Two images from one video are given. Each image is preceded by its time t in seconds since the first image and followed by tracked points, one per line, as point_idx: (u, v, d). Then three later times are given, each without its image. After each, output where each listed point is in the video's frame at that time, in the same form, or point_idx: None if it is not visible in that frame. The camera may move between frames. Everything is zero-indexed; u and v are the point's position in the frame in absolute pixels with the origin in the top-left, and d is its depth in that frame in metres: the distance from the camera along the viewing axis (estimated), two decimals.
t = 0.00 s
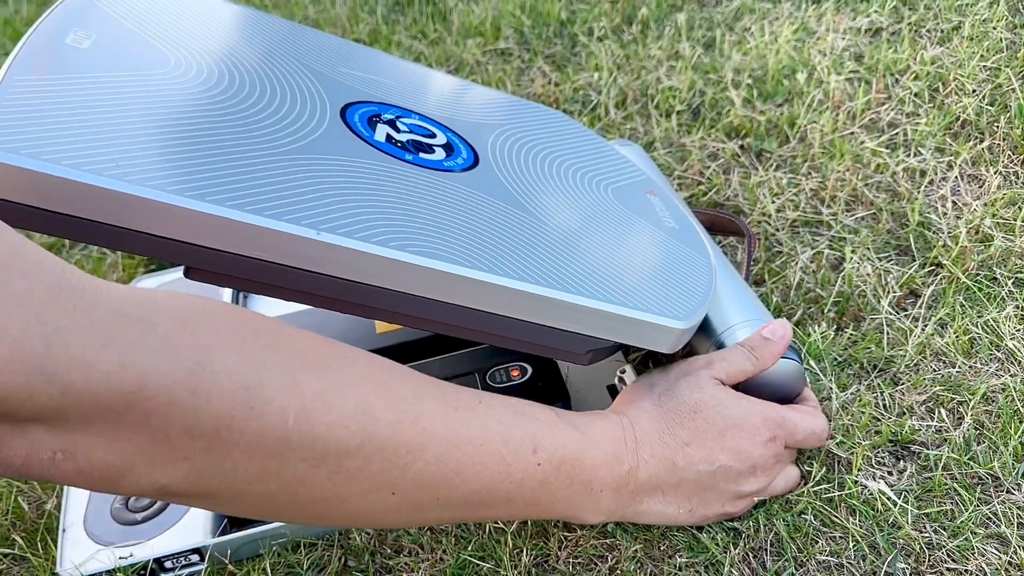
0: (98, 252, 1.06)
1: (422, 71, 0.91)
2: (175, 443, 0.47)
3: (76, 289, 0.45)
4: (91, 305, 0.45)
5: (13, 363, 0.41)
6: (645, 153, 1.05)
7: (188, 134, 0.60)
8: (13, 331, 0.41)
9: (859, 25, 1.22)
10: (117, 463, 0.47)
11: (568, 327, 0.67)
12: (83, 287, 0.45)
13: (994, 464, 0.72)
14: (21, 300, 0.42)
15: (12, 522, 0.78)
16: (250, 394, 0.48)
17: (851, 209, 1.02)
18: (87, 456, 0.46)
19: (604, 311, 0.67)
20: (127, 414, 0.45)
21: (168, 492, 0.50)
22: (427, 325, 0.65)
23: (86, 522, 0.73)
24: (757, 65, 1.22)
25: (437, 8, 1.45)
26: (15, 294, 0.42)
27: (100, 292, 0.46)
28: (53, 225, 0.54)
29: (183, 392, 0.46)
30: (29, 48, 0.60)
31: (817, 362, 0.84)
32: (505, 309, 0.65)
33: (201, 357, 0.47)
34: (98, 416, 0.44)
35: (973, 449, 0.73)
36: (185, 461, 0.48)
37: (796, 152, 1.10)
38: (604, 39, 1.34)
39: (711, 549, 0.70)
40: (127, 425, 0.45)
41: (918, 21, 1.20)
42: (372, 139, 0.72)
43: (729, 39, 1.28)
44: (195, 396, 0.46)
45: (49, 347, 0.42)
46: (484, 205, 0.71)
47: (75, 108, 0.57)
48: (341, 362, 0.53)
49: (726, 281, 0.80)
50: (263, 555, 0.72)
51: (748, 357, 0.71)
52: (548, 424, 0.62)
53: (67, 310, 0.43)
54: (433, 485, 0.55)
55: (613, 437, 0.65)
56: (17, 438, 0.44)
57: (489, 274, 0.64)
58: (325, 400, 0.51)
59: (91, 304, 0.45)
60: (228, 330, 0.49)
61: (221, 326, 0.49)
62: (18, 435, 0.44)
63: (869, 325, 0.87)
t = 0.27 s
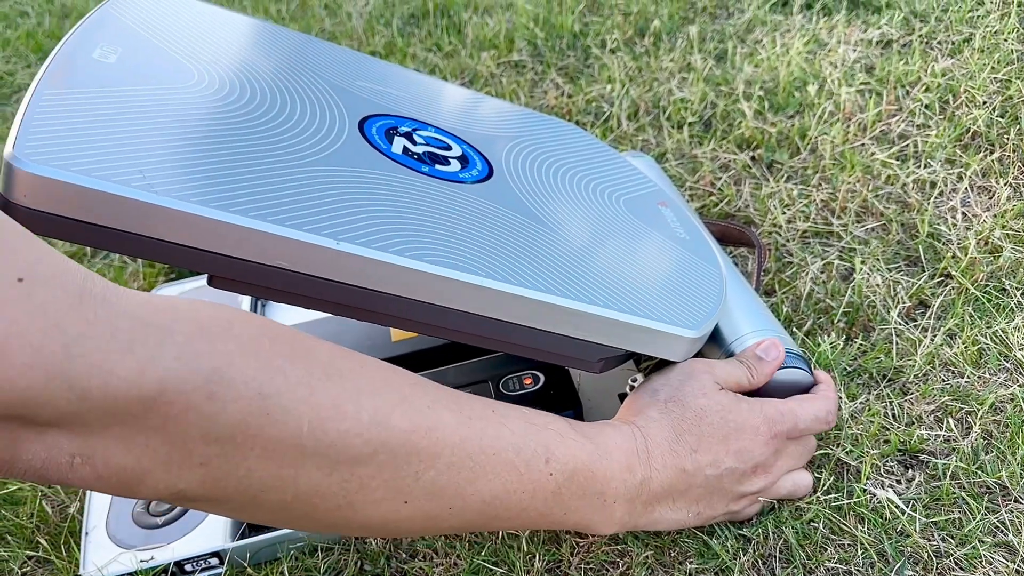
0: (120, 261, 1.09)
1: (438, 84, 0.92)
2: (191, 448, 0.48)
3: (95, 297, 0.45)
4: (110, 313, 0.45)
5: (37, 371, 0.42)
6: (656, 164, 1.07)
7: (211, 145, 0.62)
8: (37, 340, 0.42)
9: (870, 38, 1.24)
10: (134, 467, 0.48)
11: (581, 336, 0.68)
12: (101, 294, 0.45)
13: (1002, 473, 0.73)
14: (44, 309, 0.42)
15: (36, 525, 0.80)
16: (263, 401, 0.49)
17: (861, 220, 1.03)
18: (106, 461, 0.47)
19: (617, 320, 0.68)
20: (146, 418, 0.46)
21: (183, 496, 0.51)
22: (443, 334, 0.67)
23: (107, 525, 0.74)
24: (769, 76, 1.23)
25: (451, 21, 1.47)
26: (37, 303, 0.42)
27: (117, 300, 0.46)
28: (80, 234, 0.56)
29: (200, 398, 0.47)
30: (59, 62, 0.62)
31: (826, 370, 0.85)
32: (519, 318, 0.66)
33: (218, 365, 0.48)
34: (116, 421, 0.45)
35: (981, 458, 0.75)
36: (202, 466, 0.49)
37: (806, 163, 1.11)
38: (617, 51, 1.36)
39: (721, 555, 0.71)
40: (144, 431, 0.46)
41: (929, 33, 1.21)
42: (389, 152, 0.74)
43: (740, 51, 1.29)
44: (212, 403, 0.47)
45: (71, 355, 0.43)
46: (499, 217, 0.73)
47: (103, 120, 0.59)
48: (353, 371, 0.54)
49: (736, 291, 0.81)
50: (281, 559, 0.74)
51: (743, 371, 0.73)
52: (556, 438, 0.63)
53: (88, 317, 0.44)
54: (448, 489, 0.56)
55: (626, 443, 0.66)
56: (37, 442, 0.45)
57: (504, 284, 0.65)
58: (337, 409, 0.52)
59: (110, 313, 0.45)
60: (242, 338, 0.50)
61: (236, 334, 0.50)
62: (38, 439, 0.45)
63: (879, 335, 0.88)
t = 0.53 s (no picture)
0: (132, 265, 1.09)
1: (449, 87, 0.93)
2: (219, 425, 0.47)
3: (123, 273, 0.45)
4: (138, 289, 0.45)
5: (68, 342, 0.41)
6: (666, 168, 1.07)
7: (224, 146, 0.62)
8: (66, 314, 0.42)
9: (881, 42, 1.24)
10: (161, 444, 0.47)
11: (592, 337, 0.68)
12: (128, 272, 0.45)
13: (1015, 477, 0.73)
14: (74, 284, 0.42)
15: (48, 526, 0.80)
16: (291, 377, 0.49)
17: (871, 224, 1.02)
18: (134, 438, 0.46)
19: (628, 321, 0.68)
20: (175, 393, 0.45)
21: (208, 479, 0.50)
22: (454, 334, 0.67)
23: (117, 527, 0.75)
24: (778, 81, 1.23)
25: (461, 27, 1.47)
26: (67, 278, 0.42)
27: (144, 277, 0.46)
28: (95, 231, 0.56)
29: (229, 372, 0.46)
30: (74, 62, 0.62)
31: (837, 374, 0.85)
32: (530, 319, 0.67)
33: (245, 341, 0.47)
34: (147, 395, 0.44)
35: (993, 463, 0.75)
36: (229, 444, 0.48)
37: (817, 167, 1.11)
38: (627, 57, 1.36)
39: (732, 559, 0.71)
40: (174, 406, 0.46)
41: (940, 38, 1.20)
42: (401, 153, 0.74)
43: (750, 56, 1.29)
44: (240, 378, 0.47)
45: (102, 327, 0.42)
46: (509, 218, 0.73)
47: (118, 120, 0.59)
48: (376, 356, 0.54)
49: (746, 294, 0.81)
50: (291, 561, 0.74)
51: (769, 367, 0.73)
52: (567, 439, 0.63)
53: (116, 292, 0.44)
54: (459, 489, 0.56)
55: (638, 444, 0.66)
56: (66, 419, 0.44)
57: (515, 284, 0.65)
58: (362, 390, 0.52)
59: (138, 288, 0.45)
60: (267, 317, 0.50)
61: (261, 313, 0.50)
62: (67, 416, 0.44)
63: (889, 339, 0.88)
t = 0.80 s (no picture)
0: (140, 270, 1.10)
1: (454, 92, 0.93)
2: (221, 448, 0.48)
3: (123, 301, 0.45)
4: (138, 317, 0.45)
5: (72, 374, 0.41)
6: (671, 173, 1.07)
7: (232, 151, 0.63)
8: (68, 344, 0.41)
9: (885, 47, 1.24)
10: (162, 467, 0.47)
11: (597, 341, 0.69)
12: (128, 298, 0.45)
13: (1018, 481, 0.73)
14: (77, 314, 0.42)
15: (57, 528, 0.81)
16: (291, 401, 0.49)
17: (875, 228, 1.03)
18: (137, 461, 0.47)
19: (633, 326, 0.69)
20: (177, 417, 0.46)
21: (210, 497, 0.51)
22: (460, 338, 0.67)
23: (126, 529, 0.75)
24: (783, 86, 1.23)
25: (466, 32, 1.48)
26: (69, 308, 0.42)
27: (144, 303, 0.46)
28: (104, 235, 0.57)
29: (229, 398, 0.47)
30: (83, 69, 0.63)
31: (841, 377, 0.85)
32: (536, 322, 0.67)
33: (246, 365, 0.48)
34: (149, 421, 0.45)
35: (996, 466, 0.75)
36: (231, 466, 0.49)
37: (821, 171, 1.11)
38: (631, 61, 1.37)
39: (736, 561, 0.71)
40: (175, 430, 0.46)
41: (944, 42, 1.21)
42: (406, 157, 0.74)
43: (754, 61, 1.30)
44: (241, 404, 0.47)
45: (104, 357, 0.42)
46: (514, 223, 0.74)
47: (127, 126, 0.60)
48: (376, 372, 0.54)
49: (750, 298, 0.82)
50: (297, 563, 0.75)
51: (766, 375, 0.73)
52: (574, 441, 0.64)
53: (118, 321, 0.44)
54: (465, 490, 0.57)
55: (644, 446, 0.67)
56: (69, 444, 0.44)
57: (521, 288, 0.66)
58: (362, 409, 0.52)
59: (139, 317, 0.45)
60: (266, 338, 0.50)
61: (261, 335, 0.50)
62: (69, 442, 0.44)
63: (893, 343, 0.88)
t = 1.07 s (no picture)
0: (143, 275, 1.11)
1: (456, 96, 0.94)
2: (225, 459, 0.48)
3: (130, 311, 0.45)
4: (145, 327, 0.45)
5: (77, 384, 0.42)
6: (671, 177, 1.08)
7: (237, 156, 0.63)
8: (75, 352, 0.42)
9: (885, 50, 1.25)
10: (167, 480, 0.48)
11: (598, 344, 0.69)
12: (135, 307, 0.46)
13: (1016, 484, 0.74)
14: (84, 323, 0.43)
15: (62, 533, 0.81)
16: (297, 408, 0.49)
17: (875, 232, 1.03)
18: (141, 473, 0.47)
19: (634, 330, 0.69)
20: (182, 427, 0.46)
21: (216, 509, 0.51)
22: (461, 341, 0.68)
23: (131, 533, 0.76)
24: (783, 90, 1.24)
25: (468, 37, 1.48)
26: (76, 317, 0.42)
27: (151, 313, 0.46)
28: (110, 237, 0.57)
29: (235, 407, 0.47)
30: (89, 72, 0.64)
31: (840, 381, 0.86)
32: (538, 326, 0.67)
33: (251, 375, 0.48)
34: (155, 430, 0.45)
35: (995, 470, 0.76)
36: (236, 477, 0.49)
37: (821, 176, 1.11)
38: (632, 65, 1.37)
39: (736, 565, 0.72)
40: (181, 440, 0.46)
41: (943, 46, 1.21)
42: (409, 162, 0.75)
43: (754, 64, 1.30)
44: (246, 412, 0.47)
45: (110, 366, 0.43)
46: (516, 227, 0.74)
47: (133, 129, 0.60)
48: (380, 379, 0.55)
49: (750, 302, 0.82)
50: (301, 567, 0.75)
51: (761, 378, 0.74)
52: (576, 447, 0.64)
53: (125, 329, 0.44)
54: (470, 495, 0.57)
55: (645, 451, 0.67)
56: (73, 455, 0.45)
57: (523, 292, 0.66)
58: (366, 417, 0.53)
59: (145, 326, 0.45)
60: (270, 348, 0.50)
61: (266, 345, 0.50)
62: (75, 453, 0.45)
63: (893, 347, 0.89)
